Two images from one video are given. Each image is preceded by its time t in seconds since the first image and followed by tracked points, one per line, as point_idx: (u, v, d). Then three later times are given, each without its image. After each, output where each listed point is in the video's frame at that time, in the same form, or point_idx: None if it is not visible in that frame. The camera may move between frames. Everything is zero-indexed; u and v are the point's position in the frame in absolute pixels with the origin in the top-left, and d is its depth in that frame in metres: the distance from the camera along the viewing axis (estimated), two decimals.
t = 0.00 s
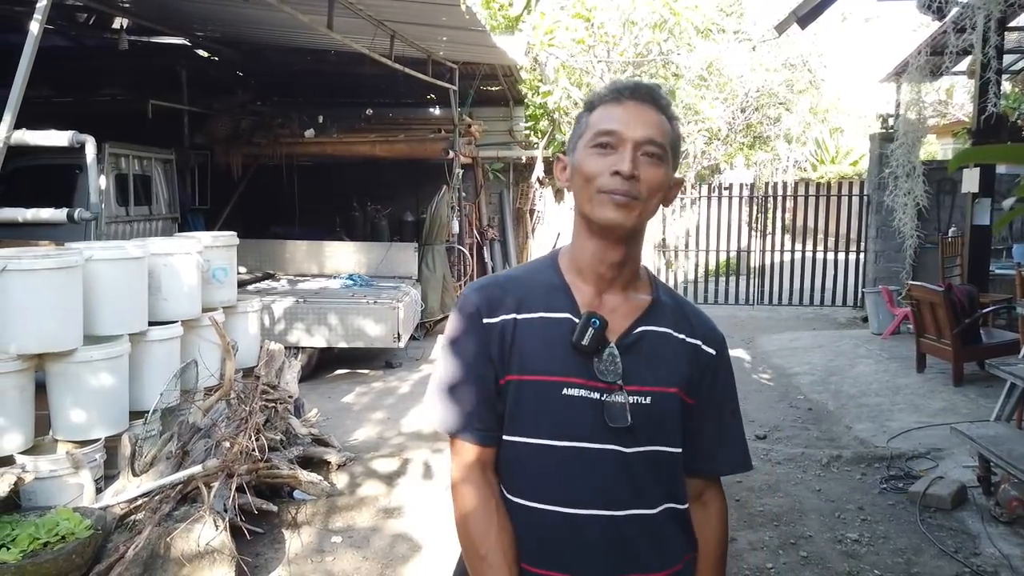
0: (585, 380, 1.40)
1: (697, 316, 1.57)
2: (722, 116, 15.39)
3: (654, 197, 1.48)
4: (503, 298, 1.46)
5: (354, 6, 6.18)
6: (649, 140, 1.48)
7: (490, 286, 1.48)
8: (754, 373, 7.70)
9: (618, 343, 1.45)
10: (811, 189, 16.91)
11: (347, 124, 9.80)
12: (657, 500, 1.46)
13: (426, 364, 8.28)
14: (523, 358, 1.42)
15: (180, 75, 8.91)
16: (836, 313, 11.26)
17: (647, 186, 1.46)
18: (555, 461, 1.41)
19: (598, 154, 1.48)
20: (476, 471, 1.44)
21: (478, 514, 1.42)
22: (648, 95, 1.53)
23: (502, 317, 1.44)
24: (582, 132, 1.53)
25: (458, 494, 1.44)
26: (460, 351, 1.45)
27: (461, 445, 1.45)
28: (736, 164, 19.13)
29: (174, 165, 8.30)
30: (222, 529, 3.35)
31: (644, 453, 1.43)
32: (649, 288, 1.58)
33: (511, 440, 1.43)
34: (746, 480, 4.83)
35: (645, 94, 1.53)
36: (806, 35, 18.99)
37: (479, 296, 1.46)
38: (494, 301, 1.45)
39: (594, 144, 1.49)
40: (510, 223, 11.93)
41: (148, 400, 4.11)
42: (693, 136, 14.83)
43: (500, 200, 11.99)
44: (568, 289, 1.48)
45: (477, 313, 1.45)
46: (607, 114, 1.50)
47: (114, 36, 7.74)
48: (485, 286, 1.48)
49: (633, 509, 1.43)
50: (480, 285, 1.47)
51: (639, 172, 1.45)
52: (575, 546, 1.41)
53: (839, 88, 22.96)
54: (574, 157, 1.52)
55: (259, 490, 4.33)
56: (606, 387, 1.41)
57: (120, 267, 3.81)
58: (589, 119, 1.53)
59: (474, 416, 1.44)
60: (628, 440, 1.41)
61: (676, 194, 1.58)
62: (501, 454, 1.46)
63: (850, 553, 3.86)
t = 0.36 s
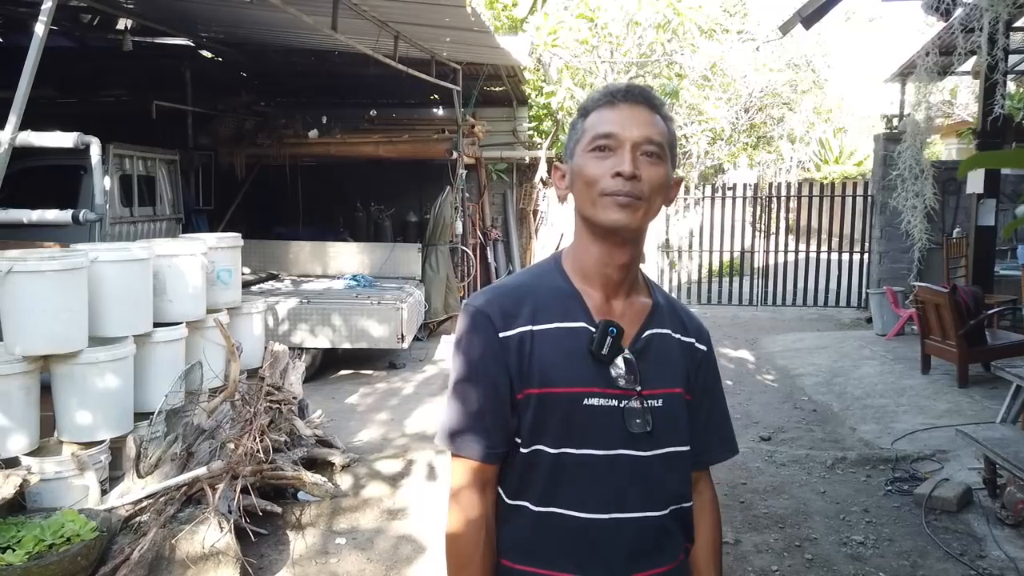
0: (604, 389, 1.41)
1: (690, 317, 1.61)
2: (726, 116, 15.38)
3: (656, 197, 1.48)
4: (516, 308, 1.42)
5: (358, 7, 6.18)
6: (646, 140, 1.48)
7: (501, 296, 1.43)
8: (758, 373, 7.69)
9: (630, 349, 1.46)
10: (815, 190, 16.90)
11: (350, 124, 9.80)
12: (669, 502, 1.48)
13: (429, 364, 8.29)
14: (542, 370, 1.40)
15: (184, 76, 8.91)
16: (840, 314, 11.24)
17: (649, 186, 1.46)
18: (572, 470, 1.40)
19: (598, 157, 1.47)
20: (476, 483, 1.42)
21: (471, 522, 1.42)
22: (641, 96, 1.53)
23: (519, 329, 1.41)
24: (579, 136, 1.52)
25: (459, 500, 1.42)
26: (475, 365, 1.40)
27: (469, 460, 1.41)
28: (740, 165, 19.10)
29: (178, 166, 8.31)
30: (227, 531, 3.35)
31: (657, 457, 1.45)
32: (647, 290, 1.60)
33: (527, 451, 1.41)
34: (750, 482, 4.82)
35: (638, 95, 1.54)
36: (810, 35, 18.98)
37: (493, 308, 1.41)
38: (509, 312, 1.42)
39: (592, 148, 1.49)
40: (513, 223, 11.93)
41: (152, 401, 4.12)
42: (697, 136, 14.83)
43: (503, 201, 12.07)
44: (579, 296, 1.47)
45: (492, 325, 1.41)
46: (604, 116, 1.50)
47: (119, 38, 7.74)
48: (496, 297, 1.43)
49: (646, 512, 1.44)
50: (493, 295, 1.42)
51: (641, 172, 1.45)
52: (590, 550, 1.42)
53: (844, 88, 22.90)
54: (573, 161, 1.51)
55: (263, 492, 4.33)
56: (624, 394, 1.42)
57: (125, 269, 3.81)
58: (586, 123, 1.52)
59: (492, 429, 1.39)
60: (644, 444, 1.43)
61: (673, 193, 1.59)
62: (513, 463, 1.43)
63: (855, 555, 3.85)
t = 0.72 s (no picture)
0: (617, 391, 1.41)
1: (696, 320, 1.62)
2: (729, 116, 15.37)
3: (670, 202, 1.48)
4: (533, 309, 1.41)
5: (362, 8, 6.18)
6: (660, 144, 1.48)
7: (518, 297, 1.42)
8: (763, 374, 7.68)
9: (642, 352, 1.46)
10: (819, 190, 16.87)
11: (354, 125, 9.80)
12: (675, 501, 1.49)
13: (434, 365, 8.29)
14: (558, 372, 1.39)
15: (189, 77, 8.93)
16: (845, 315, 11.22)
17: (663, 191, 1.46)
18: (586, 470, 1.40)
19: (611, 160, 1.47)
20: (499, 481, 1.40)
21: (499, 519, 1.40)
22: (656, 99, 1.53)
23: (536, 330, 1.40)
24: (593, 139, 1.52)
25: (478, 504, 1.41)
26: (493, 367, 1.38)
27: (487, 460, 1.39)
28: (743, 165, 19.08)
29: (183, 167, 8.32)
30: (232, 532, 3.36)
31: (665, 458, 1.46)
32: (655, 292, 1.60)
33: (541, 452, 1.40)
34: (756, 483, 4.81)
35: (652, 97, 1.53)
36: (814, 35, 18.96)
37: (511, 308, 1.40)
38: (526, 312, 1.41)
39: (606, 151, 1.49)
40: (517, 223, 11.93)
41: (158, 402, 4.14)
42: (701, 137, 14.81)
43: (507, 201, 12.01)
44: (593, 298, 1.46)
45: (510, 326, 1.39)
46: (619, 120, 1.49)
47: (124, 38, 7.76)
48: (512, 297, 1.42)
49: (654, 511, 1.45)
50: (511, 295, 1.41)
51: (655, 177, 1.45)
52: (600, 549, 1.42)
53: (848, 88, 22.85)
54: (587, 163, 1.51)
55: (268, 493, 4.34)
56: (635, 397, 1.42)
57: (131, 270, 3.82)
58: (599, 126, 1.52)
59: (508, 429, 1.38)
60: (654, 446, 1.44)
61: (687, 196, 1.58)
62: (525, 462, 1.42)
63: (861, 557, 3.85)
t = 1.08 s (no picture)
0: (616, 389, 1.40)
1: (705, 319, 1.60)
2: (733, 116, 15.37)
3: (673, 200, 1.47)
4: (533, 306, 1.42)
5: (366, 8, 6.19)
6: (662, 143, 1.47)
7: (518, 293, 1.43)
8: (766, 374, 7.67)
9: (644, 350, 1.45)
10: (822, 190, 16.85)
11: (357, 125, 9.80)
12: (677, 502, 1.48)
13: (437, 365, 8.29)
14: (556, 369, 1.39)
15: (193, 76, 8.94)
16: (848, 314, 11.20)
17: (665, 189, 1.45)
18: (583, 468, 1.40)
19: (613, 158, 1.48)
20: (497, 479, 1.41)
21: (498, 517, 1.41)
22: (661, 97, 1.52)
23: (535, 327, 1.41)
24: (596, 137, 1.52)
25: (477, 502, 1.41)
26: (492, 364, 1.40)
27: (486, 455, 1.41)
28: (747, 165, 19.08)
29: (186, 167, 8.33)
30: (236, 530, 3.35)
31: (665, 457, 1.45)
32: (662, 290, 1.59)
33: (540, 448, 1.41)
34: (759, 483, 4.80)
35: (657, 95, 1.52)
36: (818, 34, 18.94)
37: (509, 305, 1.41)
38: (525, 309, 1.42)
39: (608, 149, 1.49)
40: (520, 223, 11.93)
41: (163, 401, 4.14)
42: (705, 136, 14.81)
43: (510, 201, 11.98)
44: (595, 296, 1.46)
45: (508, 323, 1.41)
46: (622, 118, 1.49)
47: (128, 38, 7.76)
48: (513, 294, 1.43)
49: (654, 510, 1.45)
50: (510, 292, 1.42)
51: (656, 176, 1.45)
52: (602, 548, 1.42)
53: (851, 88, 22.84)
54: (590, 161, 1.52)
55: (271, 492, 4.35)
56: (635, 395, 1.42)
57: (134, 269, 3.82)
58: (602, 124, 1.52)
59: (505, 426, 1.40)
60: (653, 445, 1.43)
61: (694, 195, 1.57)
62: (526, 459, 1.43)
63: (865, 557, 3.84)
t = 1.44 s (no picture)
0: (613, 387, 1.40)
1: (706, 318, 1.59)
2: (735, 116, 15.36)
3: (667, 199, 1.47)
4: (528, 305, 1.43)
5: (368, 8, 6.19)
6: (657, 142, 1.47)
7: (513, 294, 1.44)
8: (768, 374, 7.67)
9: (641, 348, 1.45)
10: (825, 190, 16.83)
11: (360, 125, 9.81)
12: (679, 502, 1.47)
13: (439, 365, 8.29)
14: (552, 367, 1.40)
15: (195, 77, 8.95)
16: (852, 314, 11.17)
17: (659, 188, 1.45)
18: (581, 467, 1.40)
19: (607, 158, 1.48)
20: (495, 478, 1.42)
21: (495, 516, 1.42)
22: (656, 97, 1.52)
23: (530, 325, 1.41)
24: (591, 137, 1.52)
25: (475, 503, 1.42)
26: (489, 365, 1.40)
27: (483, 455, 1.41)
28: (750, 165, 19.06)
29: (189, 167, 8.34)
30: (238, 530, 3.35)
31: (666, 457, 1.44)
32: (661, 290, 1.59)
33: (538, 447, 1.41)
34: (762, 484, 4.80)
35: (652, 95, 1.52)
36: (821, 34, 18.91)
37: (505, 305, 1.42)
38: (520, 309, 1.42)
39: (602, 149, 1.49)
40: (522, 223, 11.93)
41: (165, 401, 4.15)
42: (707, 136, 14.80)
43: (512, 201, 11.99)
44: (591, 295, 1.46)
45: (503, 322, 1.41)
46: (617, 118, 1.49)
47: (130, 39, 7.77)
48: (507, 295, 1.44)
49: (655, 511, 1.44)
50: (505, 292, 1.43)
51: (650, 174, 1.45)
52: (605, 549, 1.41)
53: (855, 87, 22.81)
54: (585, 162, 1.52)
55: (274, 492, 4.35)
56: (633, 393, 1.41)
57: (137, 268, 3.83)
58: (597, 125, 1.52)
59: (502, 426, 1.40)
60: (653, 444, 1.42)
61: (691, 194, 1.57)
62: (526, 461, 1.43)
63: (867, 557, 3.83)
